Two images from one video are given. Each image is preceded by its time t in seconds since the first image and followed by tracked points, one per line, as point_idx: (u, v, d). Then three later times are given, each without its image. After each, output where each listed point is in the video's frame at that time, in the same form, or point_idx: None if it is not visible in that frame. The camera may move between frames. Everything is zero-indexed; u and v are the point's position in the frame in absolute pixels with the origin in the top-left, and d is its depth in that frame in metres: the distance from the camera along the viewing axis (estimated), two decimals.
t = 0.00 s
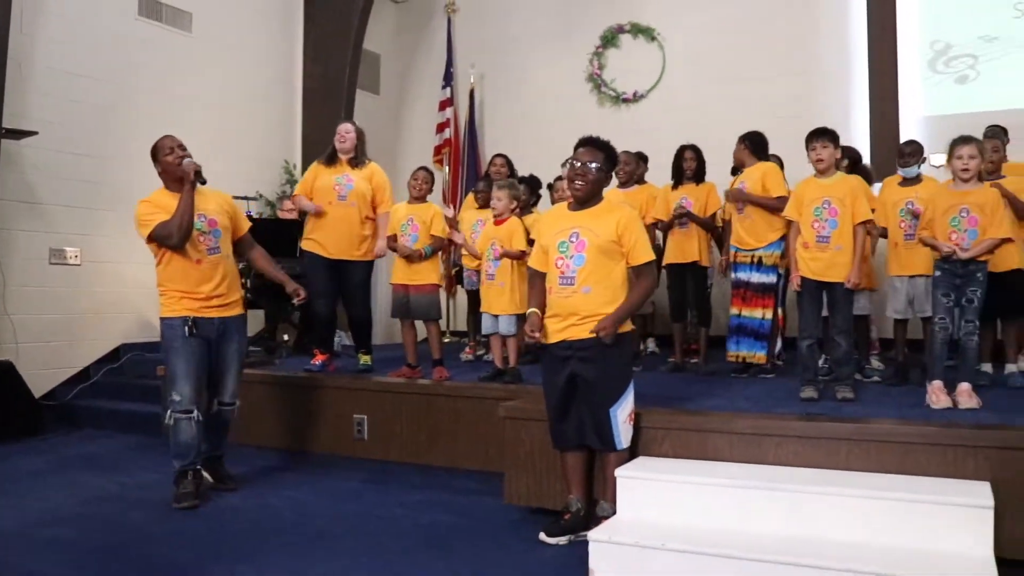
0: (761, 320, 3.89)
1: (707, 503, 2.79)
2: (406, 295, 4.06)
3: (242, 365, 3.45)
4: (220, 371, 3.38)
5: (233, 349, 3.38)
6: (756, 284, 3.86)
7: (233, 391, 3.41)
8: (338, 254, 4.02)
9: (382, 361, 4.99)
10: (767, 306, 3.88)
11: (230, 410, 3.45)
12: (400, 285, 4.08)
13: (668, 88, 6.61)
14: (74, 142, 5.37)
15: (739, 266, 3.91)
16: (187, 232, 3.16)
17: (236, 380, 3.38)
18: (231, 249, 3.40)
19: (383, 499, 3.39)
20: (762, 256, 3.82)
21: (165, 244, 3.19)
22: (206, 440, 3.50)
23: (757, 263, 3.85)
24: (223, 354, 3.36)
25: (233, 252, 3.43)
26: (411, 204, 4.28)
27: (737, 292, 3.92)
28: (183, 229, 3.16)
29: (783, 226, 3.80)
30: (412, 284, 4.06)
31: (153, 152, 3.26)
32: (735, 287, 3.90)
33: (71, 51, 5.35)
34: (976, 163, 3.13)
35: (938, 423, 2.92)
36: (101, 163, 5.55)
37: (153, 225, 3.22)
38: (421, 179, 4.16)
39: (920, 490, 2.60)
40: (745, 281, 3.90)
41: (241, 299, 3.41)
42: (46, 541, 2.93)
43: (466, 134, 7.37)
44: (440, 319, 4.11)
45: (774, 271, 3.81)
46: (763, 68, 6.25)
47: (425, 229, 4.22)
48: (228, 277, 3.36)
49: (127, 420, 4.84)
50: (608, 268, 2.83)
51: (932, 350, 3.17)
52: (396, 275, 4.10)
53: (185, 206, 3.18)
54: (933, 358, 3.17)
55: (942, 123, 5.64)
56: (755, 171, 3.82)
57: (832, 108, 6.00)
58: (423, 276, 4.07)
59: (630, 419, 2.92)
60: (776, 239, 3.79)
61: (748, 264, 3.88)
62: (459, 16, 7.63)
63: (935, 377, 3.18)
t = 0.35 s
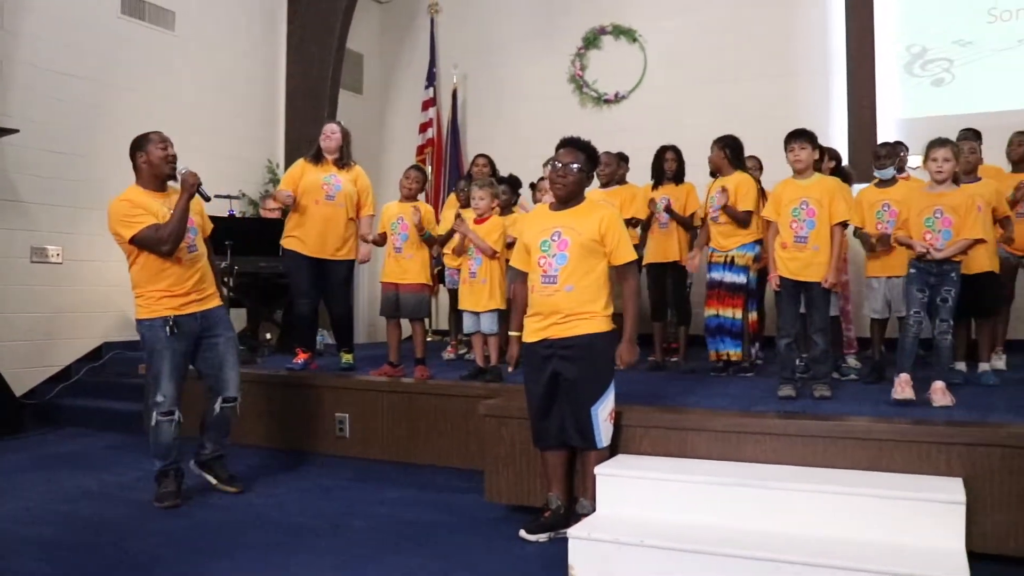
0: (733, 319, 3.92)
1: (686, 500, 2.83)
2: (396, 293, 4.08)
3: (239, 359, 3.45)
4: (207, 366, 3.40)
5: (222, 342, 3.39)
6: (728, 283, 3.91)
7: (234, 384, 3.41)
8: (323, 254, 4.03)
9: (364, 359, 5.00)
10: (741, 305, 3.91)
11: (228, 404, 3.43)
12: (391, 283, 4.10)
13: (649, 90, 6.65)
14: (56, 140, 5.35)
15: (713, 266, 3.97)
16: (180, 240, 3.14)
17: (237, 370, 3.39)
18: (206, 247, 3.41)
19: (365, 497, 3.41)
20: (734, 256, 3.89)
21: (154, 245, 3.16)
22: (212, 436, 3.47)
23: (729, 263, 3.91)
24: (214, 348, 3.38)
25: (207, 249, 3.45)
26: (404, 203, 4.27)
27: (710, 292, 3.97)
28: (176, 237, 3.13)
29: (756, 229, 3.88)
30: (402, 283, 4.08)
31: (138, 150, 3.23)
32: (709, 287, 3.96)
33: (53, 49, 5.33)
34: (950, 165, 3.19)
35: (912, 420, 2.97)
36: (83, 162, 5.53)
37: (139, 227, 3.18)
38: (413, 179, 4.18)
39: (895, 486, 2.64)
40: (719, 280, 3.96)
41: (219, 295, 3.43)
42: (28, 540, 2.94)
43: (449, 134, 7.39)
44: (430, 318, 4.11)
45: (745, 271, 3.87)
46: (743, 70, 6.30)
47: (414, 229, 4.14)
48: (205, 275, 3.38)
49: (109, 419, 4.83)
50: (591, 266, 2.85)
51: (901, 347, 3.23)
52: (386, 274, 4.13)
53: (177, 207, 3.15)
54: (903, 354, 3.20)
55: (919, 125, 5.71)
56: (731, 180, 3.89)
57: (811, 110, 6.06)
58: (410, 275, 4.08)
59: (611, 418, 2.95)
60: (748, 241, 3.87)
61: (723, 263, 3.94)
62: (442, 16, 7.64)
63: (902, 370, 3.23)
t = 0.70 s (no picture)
0: (715, 320, 3.98)
1: (667, 496, 2.87)
2: (382, 293, 4.11)
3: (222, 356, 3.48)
4: (192, 364, 3.43)
5: (207, 340, 3.43)
6: (711, 284, 3.97)
7: (221, 381, 3.45)
8: (313, 255, 4.05)
9: (350, 360, 5.03)
10: (722, 306, 3.97)
11: (231, 399, 3.46)
12: (377, 284, 4.14)
13: (631, 93, 6.70)
14: (40, 145, 5.35)
15: (695, 266, 4.02)
16: (171, 241, 3.18)
17: (225, 368, 3.43)
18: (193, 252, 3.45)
19: (352, 497, 3.44)
20: (718, 258, 3.94)
21: (146, 245, 3.18)
22: (229, 433, 3.50)
23: (713, 264, 3.96)
24: (199, 346, 3.41)
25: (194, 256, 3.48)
26: (397, 205, 4.29)
27: (693, 292, 4.02)
28: (167, 237, 3.16)
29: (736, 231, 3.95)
30: (388, 284, 4.12)
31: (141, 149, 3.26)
32: (692, 287, 4.01)
33: (37, 53, 5.33)
34: (917, 165, 3.28)
35: (888, 417, 3.03)
36: (67, 166, 5.53)
37: (133, 224, 3.20)
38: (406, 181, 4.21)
39: (871, 481, 2.69)
40: (701, 281, 4.01)
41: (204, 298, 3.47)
42: (16, 542, 2.95)
43: (432, 137, 7.43)
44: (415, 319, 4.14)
45: (728, 272, 3.93)
46: (722, 73, 6.36)
47: (404, 229, 4.22)
48: (191, 277, 3.42)
49: (96, 421, 4.85)
50: (572, 268, 2.88)
51: (884, 350, 3.27)
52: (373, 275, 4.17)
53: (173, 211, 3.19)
54: (885, 355, 3.26)
55: (895, 127, 5.79)
56: (717, 176, 3.99)
57: (790, 113, 6.12)
58: (397, 276, 4.11)
59: (593, 417, 2.99)
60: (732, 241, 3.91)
61: (705, 264, 3.99)
62: (425, 20, 7.68)
63: (886, 374, 3.26)
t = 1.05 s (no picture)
0: (700, 318, 4.06)
1: (652, 491, 2.92)
2: (371, 292, 4.15)
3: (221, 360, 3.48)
4: (189, 365, 3.44)
5: (204, 343, 3.43)
6: (696, 284, 4.04)
7: (217, 385, 3.46)
8: (308, 255, 4.09)
9: (340, 358, 5.07)
10: (707, 305, 4.05)
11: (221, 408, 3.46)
12: (366, 283, 4.19)
13: (619, 94, 6.75)
14: (31, 145, 5.36)
15: (680, 266, 4.07)
16: (169, 238, 3.21)
17: (219, 373, 3.43)
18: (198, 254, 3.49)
19: (341, 494, 3.48)
20: (703, 258, 4.00)
21: (146, 240, 3.22)
22: (207, 440, 3.49)
23: (697, 264, 4.02)
24: (196, 348, 3.42)
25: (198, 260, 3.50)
26: (391, 205, 4.34)
27: (678, 291, 4.09)
28: (166, 234, 3.20)
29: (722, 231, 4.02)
30: (375, 283, 4.15)
31: (159, 149, 3.34)
32: (677, 286, 4.07)
33: (28, 55, 5.34)
34: (883, 165, 3.37)
35: (868, 413, 3.08)
36: (58, 166, 5.55)
37: (136, 218, 3.25)
38: (399, 180, 4.30)
39: (851, 477, 2.74)
40: (686, 281, 4.08)
41: (205, 301, 3.49)
42: (8, 540, 2.98)
43: (421, 137, 7.46)
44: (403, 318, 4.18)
45: (712, 272, 4.00)
46: (709, 75, 6.41)
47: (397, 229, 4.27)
48: (194, 279, 3.45)
49: (87, 419, 4.88)
50: (559, 264, 2.93)
51: (863, 348, 3.33)
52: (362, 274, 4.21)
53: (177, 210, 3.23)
54: (865, 353, 3.32)
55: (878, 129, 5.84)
56: (703, 175, 4.06)
57: (775, 114, 6.17)
58: (385, 274, 4.14)
59: (579, 412, 3.03)
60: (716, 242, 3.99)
61: (689, 264, 4.04)
62: (414, 21, 7.71)
63: (867, 371, 3.34)
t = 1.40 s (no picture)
0: (685, 314, 4.10)
1: (633, 488, 2.95)
2: (353, 290, 4.17)
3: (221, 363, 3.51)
4: (190, 366, 3.46)
5: (208, 345, 3.45)
6: (680, 280, 4.07)
7: (212, 389, 3.48)
8: (292, 253, 4.09)
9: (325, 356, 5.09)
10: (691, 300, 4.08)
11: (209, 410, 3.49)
12: (348, 281, 4.19)
13: (602, 93, 6.78)
14: (13, 144, 5.35)
15: (663, 262, 4.11)
16: (188, 242, 3.24)
17: (216, 376, 3.45)
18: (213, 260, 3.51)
19: (325, 491, 3.50)
20: (687, 253, 4.03)
21: (165, 240, 3.24)
22: (190, 440, 3.53)
23: (681, 259, 4.05)
24: (199, 350, 3.44)
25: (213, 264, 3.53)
26: (365, 204, 4.35)
27: (662, 287, 4.12)
28: (186, 237, 3.23)
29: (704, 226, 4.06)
30: (358, 281, 4.17)
31: (187, 153, 3.37)
32: (661, 283, 4.10)
33: (11, 54, 5.32)
34: (853, 166, 3.44)
35: (845, 410, 3.12)
36: (41, 165, 5.53)
37: (156, 218, 3.28)
38: (371, 179, 4.32)
39: (828, 472, 2.78)
40: (670, 277, 4.11)
41: (215, 304, 3.51)
42: None
43: (406, 136, 7.48)
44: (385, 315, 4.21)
45: (696, 267, 4.03)
46: (691, 74, 6.44)
47: (375, 228, 4.27)
48: (210, 282, 3.48)
49: (71, 417, 4.88)
50: (536, 262, 2.96)
51: (840, 345, 3.38)
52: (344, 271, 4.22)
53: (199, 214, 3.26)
54: (841, 350, 3.36)
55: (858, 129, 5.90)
56: (680, 172, 4.08)
57: (755, 113, 6.21)
58: (367, 273, 4.17)
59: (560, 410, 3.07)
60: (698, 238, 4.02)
61: (673, 261, 4.08)
62: (398, 20, 7.72)
63: (844, 368, 3.38)
